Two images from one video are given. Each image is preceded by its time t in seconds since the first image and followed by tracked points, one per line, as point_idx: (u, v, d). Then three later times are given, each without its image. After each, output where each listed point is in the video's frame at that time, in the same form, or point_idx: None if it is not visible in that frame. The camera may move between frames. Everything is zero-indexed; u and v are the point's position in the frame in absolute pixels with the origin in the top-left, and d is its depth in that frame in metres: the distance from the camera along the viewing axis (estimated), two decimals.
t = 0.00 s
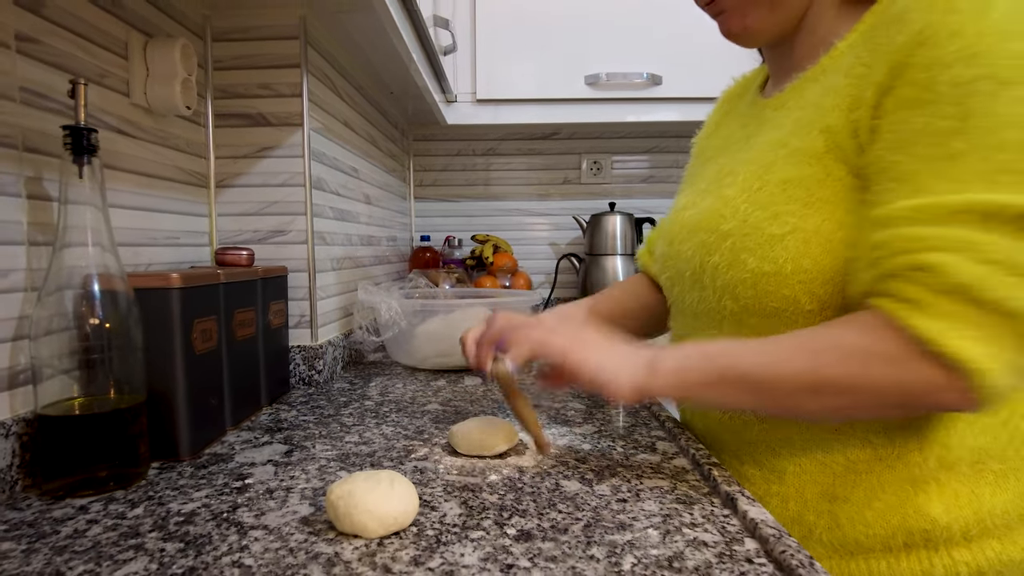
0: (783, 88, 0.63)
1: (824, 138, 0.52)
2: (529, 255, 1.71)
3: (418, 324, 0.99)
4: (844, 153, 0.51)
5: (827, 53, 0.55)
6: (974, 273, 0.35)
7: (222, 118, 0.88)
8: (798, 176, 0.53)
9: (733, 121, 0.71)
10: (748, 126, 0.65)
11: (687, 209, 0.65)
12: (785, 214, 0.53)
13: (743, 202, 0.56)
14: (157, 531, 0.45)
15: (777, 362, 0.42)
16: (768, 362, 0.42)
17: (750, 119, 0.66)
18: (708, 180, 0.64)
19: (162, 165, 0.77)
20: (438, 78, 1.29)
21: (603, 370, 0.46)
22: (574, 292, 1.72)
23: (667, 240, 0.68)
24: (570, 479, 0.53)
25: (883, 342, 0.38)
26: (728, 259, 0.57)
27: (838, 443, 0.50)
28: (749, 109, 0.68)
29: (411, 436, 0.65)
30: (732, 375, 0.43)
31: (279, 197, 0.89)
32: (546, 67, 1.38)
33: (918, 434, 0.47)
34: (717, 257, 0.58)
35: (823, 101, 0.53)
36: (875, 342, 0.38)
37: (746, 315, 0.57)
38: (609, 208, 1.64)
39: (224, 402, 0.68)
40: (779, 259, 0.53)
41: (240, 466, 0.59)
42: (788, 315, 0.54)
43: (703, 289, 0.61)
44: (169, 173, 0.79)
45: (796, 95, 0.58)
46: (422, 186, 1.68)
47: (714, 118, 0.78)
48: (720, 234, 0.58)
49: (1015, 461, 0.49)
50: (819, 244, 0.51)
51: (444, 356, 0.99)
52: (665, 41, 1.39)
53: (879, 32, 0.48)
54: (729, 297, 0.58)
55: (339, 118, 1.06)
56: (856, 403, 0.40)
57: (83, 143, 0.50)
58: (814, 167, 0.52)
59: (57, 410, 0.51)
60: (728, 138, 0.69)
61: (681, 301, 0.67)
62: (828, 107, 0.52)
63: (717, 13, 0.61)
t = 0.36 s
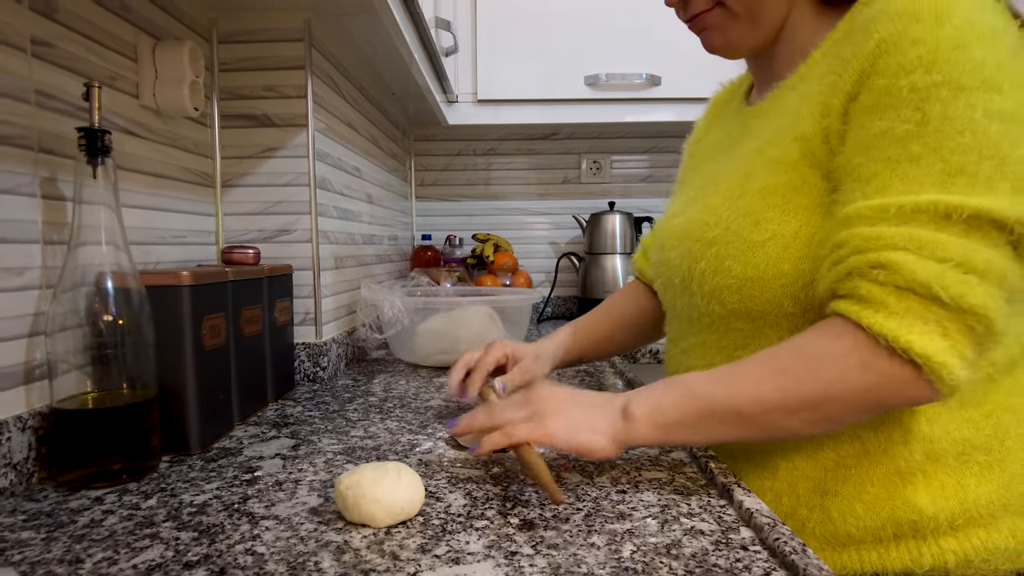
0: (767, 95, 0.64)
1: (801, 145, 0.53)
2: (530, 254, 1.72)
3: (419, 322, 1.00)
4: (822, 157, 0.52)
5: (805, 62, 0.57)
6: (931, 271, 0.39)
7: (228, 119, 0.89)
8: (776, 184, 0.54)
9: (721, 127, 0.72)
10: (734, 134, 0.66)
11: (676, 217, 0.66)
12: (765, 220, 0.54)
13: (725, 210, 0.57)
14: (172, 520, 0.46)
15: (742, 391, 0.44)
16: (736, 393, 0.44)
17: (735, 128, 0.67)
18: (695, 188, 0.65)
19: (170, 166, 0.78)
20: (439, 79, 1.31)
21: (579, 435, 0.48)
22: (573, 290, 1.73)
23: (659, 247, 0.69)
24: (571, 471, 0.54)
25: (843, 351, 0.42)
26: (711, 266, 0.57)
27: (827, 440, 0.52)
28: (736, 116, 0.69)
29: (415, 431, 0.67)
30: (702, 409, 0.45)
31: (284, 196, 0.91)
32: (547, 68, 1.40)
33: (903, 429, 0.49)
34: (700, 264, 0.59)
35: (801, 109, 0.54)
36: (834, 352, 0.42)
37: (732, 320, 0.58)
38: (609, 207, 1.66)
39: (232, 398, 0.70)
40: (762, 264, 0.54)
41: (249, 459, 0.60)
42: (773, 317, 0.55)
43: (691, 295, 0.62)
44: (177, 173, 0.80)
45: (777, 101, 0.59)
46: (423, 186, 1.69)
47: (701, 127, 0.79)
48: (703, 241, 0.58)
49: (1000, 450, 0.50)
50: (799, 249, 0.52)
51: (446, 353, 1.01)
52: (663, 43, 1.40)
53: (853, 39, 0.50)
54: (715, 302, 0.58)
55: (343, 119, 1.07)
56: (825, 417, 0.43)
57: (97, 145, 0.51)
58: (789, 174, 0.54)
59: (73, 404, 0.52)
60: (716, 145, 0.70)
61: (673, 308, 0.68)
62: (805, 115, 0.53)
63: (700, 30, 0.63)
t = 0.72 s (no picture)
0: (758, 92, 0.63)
1: (791, 138, 0.52)
2: (530, 252, 1.72)
3: (418, 319, 1.00)
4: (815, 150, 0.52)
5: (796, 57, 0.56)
6: (895, 258, 0.39)
7: (226, 115, 0.89)
8: (769, 178, 0.53)
9: (713, 121, 0.71)
10: (724, 129, 0.66)
11: (670, 215, 0.65)
12: (761, 216, 0.53)
13: (718, 206, 0.56)
14: (166, 521, 0.45)
15: (712, 384, 0.44)
16: (705, 386, 0.45)
17: (726, 122, 0.66)
18: (688, 185, 0.65)
19: (167, 162, 0.77)
20: (439, 75, 1.30)
21: (562, 442, 0.50)
22: (574, 288, 1.73)
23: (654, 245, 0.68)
24: (573, 471, 0.53)
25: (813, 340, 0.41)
26: (706, 264, 0.57)
27: (831, 440, 0.50)
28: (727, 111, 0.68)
29: (414, 430, 0.66)
30: (672, 404, 0.46)
31: (282, 193, 0.90)
32: (547, 64, 1.39)
33: (911, 427, 0.48)
34: (696, 262, 0.58)
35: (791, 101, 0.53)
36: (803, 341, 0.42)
37: (729, 318, 0.57)
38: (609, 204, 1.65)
39: (228, 397, 0.69)
40: (759, 260, 0.53)
41: (246, 459, 0.59)
42: (771, 314, 0.54)
43: (688, 293, 0.61)
44: (175, 169, 0.79)
45: (768, 93, 0.58)
46: (423, 183, 1.68)
47: (690, 122, 0.78)
48: (697, 238, 0.58)
49: (1010, 449, 0.49)
50: (795, 243, 0.51)
51: (445, 351, 0.99)
52: (665, 39, 1.39)
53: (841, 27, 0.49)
54: (712, 300, 0.57)
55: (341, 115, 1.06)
56: (792, 409, 0.43)
57: (91, 139, 0.51)
58: (781, 167, 0.53)
59: (67, 403, 0.52)
60: (707, 140, 0.69)
61: (669, 306, 0.67)
62: (793, 107, 0.52)
63: (693, 30, 0.62)
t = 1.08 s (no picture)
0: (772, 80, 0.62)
1: (804, 125, 0.51)
2: (529, 249, 1.70)
3: (416, 318, 0.98)
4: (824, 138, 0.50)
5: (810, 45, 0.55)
6: (941, 239, 0.36)
7: (218, 109, 0.87)
8: (780, 167, 0.52)
9: (723, 112, 0.69)
10: (735, 120, 0.64)
11: (679, 207, 0.63)
12: (773, 206, 0.51)
13: (733, 197, 0.54)
14: (149, 527, 0.44)
15: (745, 385, 0.42)
16: (739, 387, 0.43)
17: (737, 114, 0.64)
18: (700, 175, 0.63)
19: (157, 156, 0.75)
20: (437, 70, 1.28)
21: (589, 451, 0.48)
22: (573, 286, 1.71)
23: (662, 237, 0.67)
24: (571, 473, 0.52)
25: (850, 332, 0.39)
26: (718, 255, 0.55)
27: (843, 439, 0.49)
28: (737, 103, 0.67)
29: (408, 431, 0.64)
30: (704, 408, 0.44)
31: (276, 188, 0.88)
32: (546, 59, 1.37)
33: (928, 427, 0.46)
34: (707, 254, 0.56)
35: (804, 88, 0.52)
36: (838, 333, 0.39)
37: (741, 311, 0.55)
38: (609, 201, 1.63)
39: (219, 396, 0.67)
40: (772, 252, 0.51)
41: (235, 460, 0.57)
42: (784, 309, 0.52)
43: (697, 287, 0.59)
44: (165, 164, 0.77)
45: (779, 84, 0.57)
46: (420, 180, 1.67)
47: (700, 115, 0.76)
48: (709, 230, 0.56)
49: None
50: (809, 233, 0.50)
51: (443, 351, 0.98)
52: (665, 33, 1.38)
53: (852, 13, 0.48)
54: (723, 293, 0.56)
55: (337, 109, 1.05)
56: (833, 403, 0.40)
57: (74, 131, 0.49)
58: (795, 154, 0.51)
59: (48, 403, 0.50)
60: (716, 132, 0.68)
61: (675, 300, 0.66)
62: (807, 93, 0.51)
63: (703, 24, 0.60)
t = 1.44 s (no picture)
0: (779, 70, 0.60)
1: (821, 112, 0.49)
2: (528, 246, 1.68)
3: (411, 317, 0.96)
4: (838, 127, 0.49)
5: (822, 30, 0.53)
6: None
7: (208, 103, 0.85)
8: (795, 154, 0.50)
9: (731, 104, 0.68)
10: (744, 110, 0.63)
11: (686, 196, 0.62)
12: (785, 193, 0.50)
13: (745, 182, 0.53)
14: (128, 536, 0.42)
15: (843, 396, 0.38)
16: (837, 400, 0.38)
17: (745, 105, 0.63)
18: (709, 164, 0.61)
19: (144, 151, 0.73)
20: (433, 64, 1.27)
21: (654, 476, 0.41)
22: (572, 284, 1.69)
23: (666, 229, 0.65)
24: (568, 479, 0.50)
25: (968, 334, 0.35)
26: (726, 243, 0.53)
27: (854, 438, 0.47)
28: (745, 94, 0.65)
29: (401, 433, 0.63)
30: (795, 421, 0.39)
31: (268, 184, 0.86)
32: (545, 53, 1.35)
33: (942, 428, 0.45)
34: (714, 243, 0.55)
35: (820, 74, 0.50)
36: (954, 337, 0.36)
37: (746, 303, 0.54)
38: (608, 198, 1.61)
39: (207, 397, 0.65)
40: (781, 241, 0.50)
41: (222, 464, 0.56)
42: (794, 300, 0.51)
43: (701, 279, 0.58)
44: (153, 159, 0.75)
45: (790, 73, 0.56)
46: (417, 176, 1.65)
47: (708, 109, 0.75)
48: (717, 218, 0.54)
49: None
50: (821, 224, 0.48)
51: (439, 350, 0.96)
52: (665, 27, 1.36)
53: None
54: (729, 283, 0.54)
55: (332, 104, 1.03)
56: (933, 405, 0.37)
57: (52, 122, 0.47)
58: (810, 142, 0.50)
59: (26, 405, 0.48)
60: (724, 124, 0.66)
61: (679, 294, 0.64)
62: (824, 79, 0.49)
63: (711, 12, 0.58)
